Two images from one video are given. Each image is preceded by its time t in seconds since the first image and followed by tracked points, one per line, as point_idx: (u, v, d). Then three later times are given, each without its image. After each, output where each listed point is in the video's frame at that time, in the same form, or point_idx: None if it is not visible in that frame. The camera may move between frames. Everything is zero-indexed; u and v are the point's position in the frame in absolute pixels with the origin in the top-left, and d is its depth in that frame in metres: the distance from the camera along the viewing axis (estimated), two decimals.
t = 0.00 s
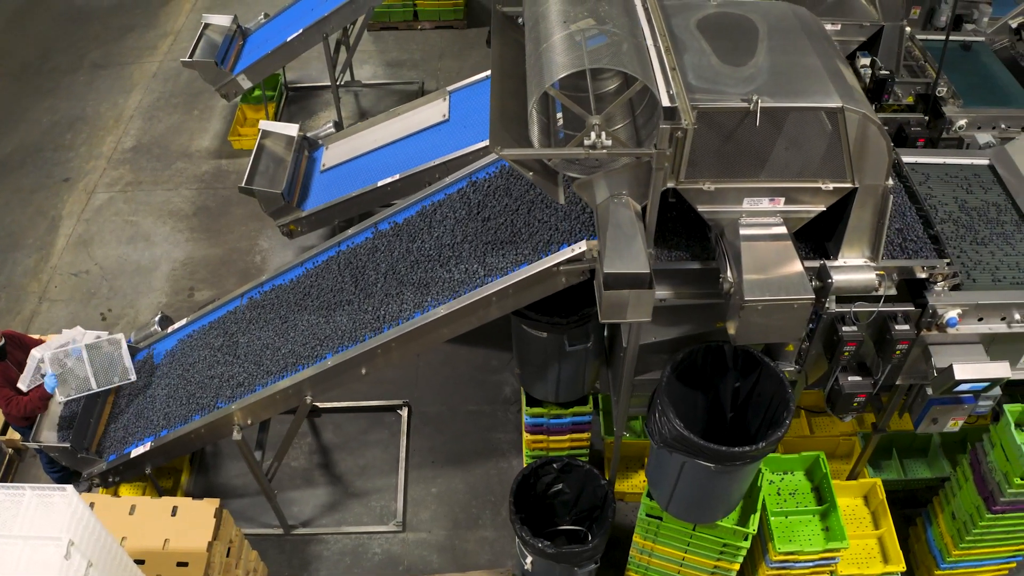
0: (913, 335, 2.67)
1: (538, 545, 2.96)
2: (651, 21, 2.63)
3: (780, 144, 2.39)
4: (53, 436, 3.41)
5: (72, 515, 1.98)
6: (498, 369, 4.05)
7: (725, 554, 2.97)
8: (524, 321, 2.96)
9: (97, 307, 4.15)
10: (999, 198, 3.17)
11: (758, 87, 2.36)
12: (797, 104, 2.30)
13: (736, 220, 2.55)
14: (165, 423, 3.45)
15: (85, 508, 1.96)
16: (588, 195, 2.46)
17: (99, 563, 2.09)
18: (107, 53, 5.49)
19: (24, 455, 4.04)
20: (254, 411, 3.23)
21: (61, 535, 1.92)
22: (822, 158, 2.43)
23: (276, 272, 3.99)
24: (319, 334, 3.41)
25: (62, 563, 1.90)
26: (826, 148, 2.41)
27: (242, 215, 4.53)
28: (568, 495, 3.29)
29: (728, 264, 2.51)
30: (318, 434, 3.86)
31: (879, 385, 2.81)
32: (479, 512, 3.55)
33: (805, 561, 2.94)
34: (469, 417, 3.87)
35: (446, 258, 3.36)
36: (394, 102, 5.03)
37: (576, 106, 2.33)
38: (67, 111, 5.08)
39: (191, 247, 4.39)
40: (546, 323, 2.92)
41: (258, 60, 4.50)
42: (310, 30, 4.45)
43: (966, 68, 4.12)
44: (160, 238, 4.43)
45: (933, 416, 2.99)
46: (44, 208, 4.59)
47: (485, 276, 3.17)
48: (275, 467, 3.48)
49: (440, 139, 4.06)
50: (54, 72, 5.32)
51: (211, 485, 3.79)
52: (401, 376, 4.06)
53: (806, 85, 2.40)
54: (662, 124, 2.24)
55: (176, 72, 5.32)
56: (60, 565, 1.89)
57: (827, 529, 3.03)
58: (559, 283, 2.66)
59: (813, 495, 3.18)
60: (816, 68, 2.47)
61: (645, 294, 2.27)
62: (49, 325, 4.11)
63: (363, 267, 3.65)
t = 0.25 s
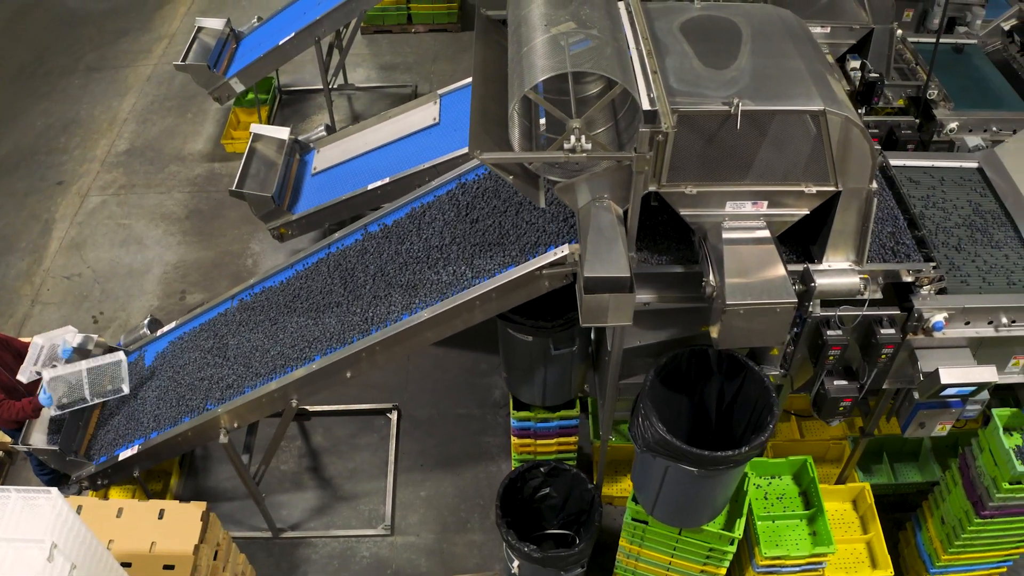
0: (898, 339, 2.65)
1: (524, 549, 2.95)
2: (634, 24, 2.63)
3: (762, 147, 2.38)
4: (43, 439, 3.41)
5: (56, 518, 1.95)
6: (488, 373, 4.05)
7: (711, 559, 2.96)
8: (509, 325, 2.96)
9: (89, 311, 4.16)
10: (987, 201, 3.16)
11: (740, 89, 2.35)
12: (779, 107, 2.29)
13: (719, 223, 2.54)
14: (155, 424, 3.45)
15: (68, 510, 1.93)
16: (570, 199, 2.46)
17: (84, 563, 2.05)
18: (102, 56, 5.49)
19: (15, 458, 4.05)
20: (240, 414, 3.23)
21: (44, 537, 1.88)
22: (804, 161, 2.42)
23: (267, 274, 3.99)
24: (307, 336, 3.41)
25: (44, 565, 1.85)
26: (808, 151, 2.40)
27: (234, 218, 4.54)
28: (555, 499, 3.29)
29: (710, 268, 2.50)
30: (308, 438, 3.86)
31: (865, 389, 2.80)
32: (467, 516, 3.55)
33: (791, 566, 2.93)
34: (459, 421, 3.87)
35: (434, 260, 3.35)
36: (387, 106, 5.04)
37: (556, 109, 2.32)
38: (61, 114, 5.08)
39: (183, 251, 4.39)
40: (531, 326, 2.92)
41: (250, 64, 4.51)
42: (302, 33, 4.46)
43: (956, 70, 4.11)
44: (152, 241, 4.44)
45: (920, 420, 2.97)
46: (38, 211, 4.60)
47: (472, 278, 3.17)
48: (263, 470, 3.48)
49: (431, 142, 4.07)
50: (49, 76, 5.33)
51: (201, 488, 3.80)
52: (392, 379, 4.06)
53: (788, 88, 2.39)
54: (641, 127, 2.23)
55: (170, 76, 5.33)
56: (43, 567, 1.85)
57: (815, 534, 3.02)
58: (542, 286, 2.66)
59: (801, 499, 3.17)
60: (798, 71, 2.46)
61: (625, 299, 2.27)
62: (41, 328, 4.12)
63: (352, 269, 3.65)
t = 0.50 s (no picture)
0: (884, 343, 2.63)
1: (510, 553, 2.94)
2: (617, 27, 2.62)
3: (744, 150, 2.36)
4: (32, 442, 3.42)
5: (39, 521, 2.05)
6: (478, 376, 4.05)
7: (698, 563, 2.95)
8: (495, 328, 2.96)
9: (80, 314, 4.15)
10: (976, 204, 3.16)
11: (721, 92, 2.34)
12: (761, 110, 2.28)
13: (702, 227, 2.53)
14: (144, 426, 3.45)
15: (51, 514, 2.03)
16: (552, 203, 2.45)
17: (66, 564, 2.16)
18: (97, 59, 5.50)
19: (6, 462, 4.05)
20: (226, 417, 3.23)
21: (26, 540, 1.99)
22: (787, 165, 2.40)
23: (258, 276, 3.99)
24: (296, 339, 3.41)
25: (26, 566, 1.96)
26: (791, 154, 2.39)
27: (226, 221, 4.54)
28: (543, 503, 3.28)
29: (693, 271, 2.50)
30: (298, 441, 3.86)
31: (851, 393, 2.78)
32: (456, 519, 3.54)
33: (778, 571, 2.92)
34: (448, 424, 3.87)
35: (423, 262, 3.35)
36: (380, 109, 5.04)
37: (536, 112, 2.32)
38: (55, 117, 5.09)
39: (175, 254, 4.40)
40: (516, 330, 2.94)
41: (242, 67, 4.51)
42: (293, 37, 4.46)
43: (948, 72, 4.11)
44: (144, 244, 4.44)
45: (908, 425, 2.95)
46: (31, 214, 4.60)
47: (460, 280, 3.17)
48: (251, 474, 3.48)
49: (421, 146, 4.08)
50: (43, 79, 5.34)
51: (191, 491, 3.80)
52: (382, 382, 4.06)
53: (771, 91, 2.37)
54: (621, 131, 2.22)
55: (164, 79, 5.34)
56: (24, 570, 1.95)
57: (802, 538, 3.01)
58: (526, 290, 2.65)
59: (788, 503, 3.16)
60: (782, 73, 2.44)
61: (605, 303, 2.27)
62: (33, 331, 4.12)
63: (342, 271, 3.64)
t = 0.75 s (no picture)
0: (869, 346, 2.62)
1: (497, 557, 2.93)
2: (600, 31, 2.62)
3: (726, 154, 2.35)
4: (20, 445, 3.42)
5: (26, 523, 2.11)
6: (468, 380, 4.05)
7: (684, 568, 2.95)
8: (481, 332, 2.96)
9: (72, 317, 4.15)
10: (964, 208, 3.15)
11: (703, 96, 2.33)
12: (743, 114, 2.27)
13: (685, 230, 2.52)
14: (134, 428, 3.46)
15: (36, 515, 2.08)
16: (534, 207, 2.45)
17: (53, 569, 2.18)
18: (91, 62, 5.51)
19: None
20: (213, 420, 3.23)
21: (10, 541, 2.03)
22: (771, 169, 2.40)
23: (248, 278, 3.98)
24: (285, 340, 3.40)
25: (10, 567, 1.99)
26: (774, 157, 2.38)
27: (219, 224, 4.55)
28: (530, 506, 3.28)
29: (675, 275, 2.49)
30: (287, 444, 3.86)
31: (837, 397, 2.77)
32: (445, 523, 3.54)
33: None
34: (438, 427, 3.87)
35: (411, 263, 3.35)
36: (373, 112, 5.05)
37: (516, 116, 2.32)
38: (50, 121, 5.10)
39: (168, 257, 4.40)
40: (501, 333, 2.94)
41: (235, 71, 4.52)
42: (286, 40, 4.47)
43: (938, 75, 4.11)
44: (137, 247, 4.44)
45: (895, 429, 2.94)
46: (24, 217, 4.61)
47: (448, 281, 3.16)
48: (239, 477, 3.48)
49: (412, 149, 4.09)
50: (38, 83, 5.35)
51: (180, 494, 3.80)
52: (372, 385, 4.06)
53: (753, 94, 2.36)
54: (601, 134, 2.21)
55: (158, 83, 5.35)
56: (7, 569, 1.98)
57: (789, 543, 3.00)
58: (509, 293, 2.65)
59: (776, 508, 3.15)
60: (765, 76, 2.44)
61: (586, 307, 2.26)
62: (25, 335, 4.12)
63: (331, 273, 3.64)
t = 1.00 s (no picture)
0: (855, 350, 2.61)
1: (484, 560, 2.92)
2: (584, 34, 2.62)
3: (709, 157, 2.35)
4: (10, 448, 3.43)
5: (11, 524, 2.12)
6: (459, 383, 4.04)
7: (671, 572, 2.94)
8: (467, 335, 2.97)
9: (65, 320, 4.15)
10: (953, 210, 3.15)
11: (685, 99, 2.33)
12: (725, 117, 2.27)
13: (668, 233, 2.51)
14: (125, 429, 3.46)
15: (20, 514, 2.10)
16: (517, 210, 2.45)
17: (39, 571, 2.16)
18: (86, 65, 5.52)
19: None
20: (201, 423, 3.23)
21: None
22: (756, 173, 2.39)
23: (240, 280, 3.98)
24: (275, 342, 3.40)
25: None
26: (757, 160, 2.37)
27: (212, 228, 4.56)
28: (519, 510, 3.28)
29: (659, 278, 2.48)
30: (278, 447, 3.86)
31: (824, 400, 2.76)
32: (434, 526, 3.54)
33: None
34: (428, 430, 3.86)
35: (400, 265, 3.34)
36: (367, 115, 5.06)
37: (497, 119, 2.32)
38: (45, 124, 5.11)
39: (160, 260, 4.40)
40: (487, 337, 2.94)
41: (228, 74, 4.53)
42: (278, 44, 4.47)
43: (927, 78, 4.12)
44: (130, 250, 4.44)
45: (883, 433, 2.93)
46: (18, 219, 4.61)
47: (437, 283, 3.16)
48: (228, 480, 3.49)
49: (403, 151, 4.09)
50: (33, 86, 5.36)
51: (171, 497, 3.81)
52: (363, 388, 4.06)
53: (736, 98, 2.36)
54: (583, 137, 2.21)
55: (153, 86, 5.36)
56: None
57: (777, 547, 2.99)
58: (494, 297, 2.65)
59: (764, 511, 3.14)
60: (748, 79, 2.43)
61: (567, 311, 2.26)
62: (18, 338, 4.13)
63: (321, 275, 3.64)
